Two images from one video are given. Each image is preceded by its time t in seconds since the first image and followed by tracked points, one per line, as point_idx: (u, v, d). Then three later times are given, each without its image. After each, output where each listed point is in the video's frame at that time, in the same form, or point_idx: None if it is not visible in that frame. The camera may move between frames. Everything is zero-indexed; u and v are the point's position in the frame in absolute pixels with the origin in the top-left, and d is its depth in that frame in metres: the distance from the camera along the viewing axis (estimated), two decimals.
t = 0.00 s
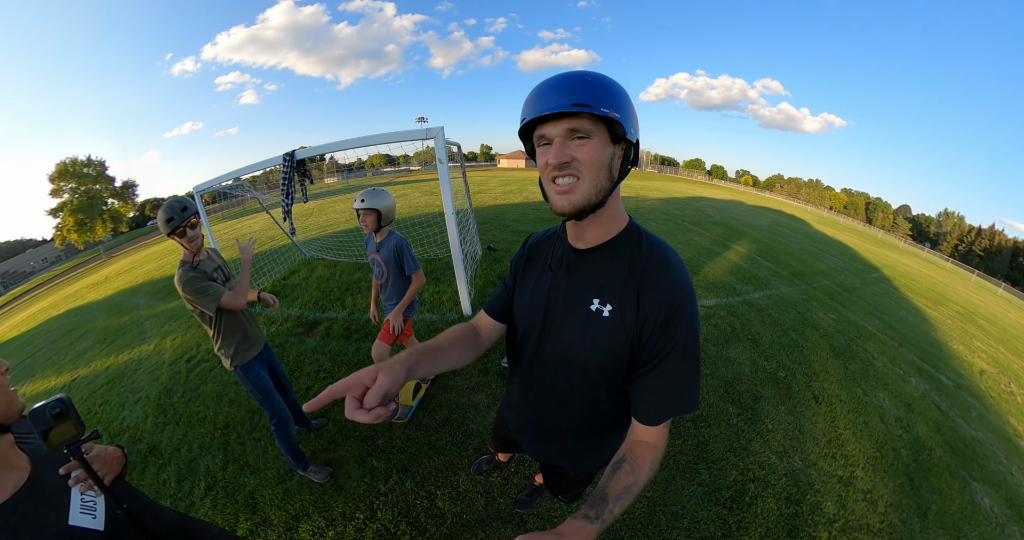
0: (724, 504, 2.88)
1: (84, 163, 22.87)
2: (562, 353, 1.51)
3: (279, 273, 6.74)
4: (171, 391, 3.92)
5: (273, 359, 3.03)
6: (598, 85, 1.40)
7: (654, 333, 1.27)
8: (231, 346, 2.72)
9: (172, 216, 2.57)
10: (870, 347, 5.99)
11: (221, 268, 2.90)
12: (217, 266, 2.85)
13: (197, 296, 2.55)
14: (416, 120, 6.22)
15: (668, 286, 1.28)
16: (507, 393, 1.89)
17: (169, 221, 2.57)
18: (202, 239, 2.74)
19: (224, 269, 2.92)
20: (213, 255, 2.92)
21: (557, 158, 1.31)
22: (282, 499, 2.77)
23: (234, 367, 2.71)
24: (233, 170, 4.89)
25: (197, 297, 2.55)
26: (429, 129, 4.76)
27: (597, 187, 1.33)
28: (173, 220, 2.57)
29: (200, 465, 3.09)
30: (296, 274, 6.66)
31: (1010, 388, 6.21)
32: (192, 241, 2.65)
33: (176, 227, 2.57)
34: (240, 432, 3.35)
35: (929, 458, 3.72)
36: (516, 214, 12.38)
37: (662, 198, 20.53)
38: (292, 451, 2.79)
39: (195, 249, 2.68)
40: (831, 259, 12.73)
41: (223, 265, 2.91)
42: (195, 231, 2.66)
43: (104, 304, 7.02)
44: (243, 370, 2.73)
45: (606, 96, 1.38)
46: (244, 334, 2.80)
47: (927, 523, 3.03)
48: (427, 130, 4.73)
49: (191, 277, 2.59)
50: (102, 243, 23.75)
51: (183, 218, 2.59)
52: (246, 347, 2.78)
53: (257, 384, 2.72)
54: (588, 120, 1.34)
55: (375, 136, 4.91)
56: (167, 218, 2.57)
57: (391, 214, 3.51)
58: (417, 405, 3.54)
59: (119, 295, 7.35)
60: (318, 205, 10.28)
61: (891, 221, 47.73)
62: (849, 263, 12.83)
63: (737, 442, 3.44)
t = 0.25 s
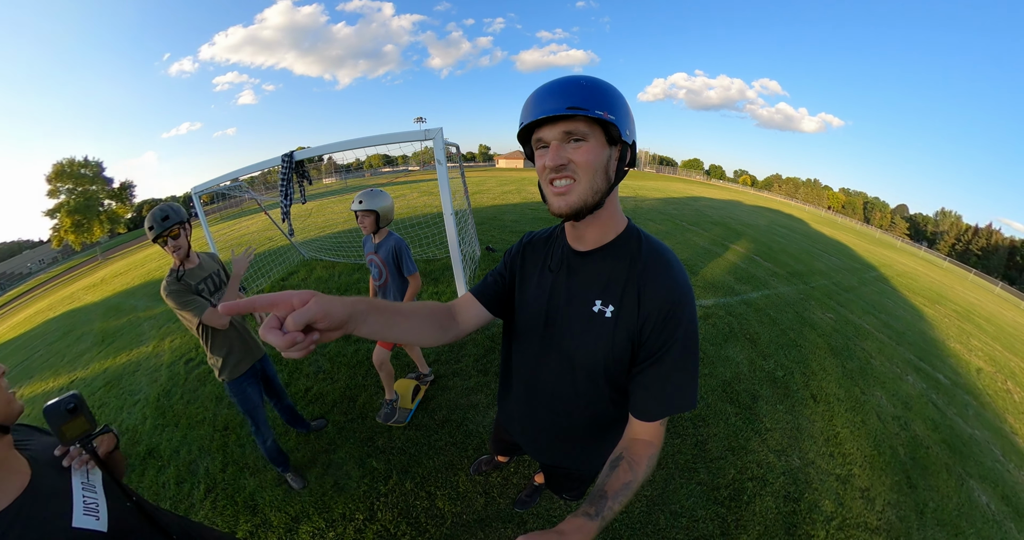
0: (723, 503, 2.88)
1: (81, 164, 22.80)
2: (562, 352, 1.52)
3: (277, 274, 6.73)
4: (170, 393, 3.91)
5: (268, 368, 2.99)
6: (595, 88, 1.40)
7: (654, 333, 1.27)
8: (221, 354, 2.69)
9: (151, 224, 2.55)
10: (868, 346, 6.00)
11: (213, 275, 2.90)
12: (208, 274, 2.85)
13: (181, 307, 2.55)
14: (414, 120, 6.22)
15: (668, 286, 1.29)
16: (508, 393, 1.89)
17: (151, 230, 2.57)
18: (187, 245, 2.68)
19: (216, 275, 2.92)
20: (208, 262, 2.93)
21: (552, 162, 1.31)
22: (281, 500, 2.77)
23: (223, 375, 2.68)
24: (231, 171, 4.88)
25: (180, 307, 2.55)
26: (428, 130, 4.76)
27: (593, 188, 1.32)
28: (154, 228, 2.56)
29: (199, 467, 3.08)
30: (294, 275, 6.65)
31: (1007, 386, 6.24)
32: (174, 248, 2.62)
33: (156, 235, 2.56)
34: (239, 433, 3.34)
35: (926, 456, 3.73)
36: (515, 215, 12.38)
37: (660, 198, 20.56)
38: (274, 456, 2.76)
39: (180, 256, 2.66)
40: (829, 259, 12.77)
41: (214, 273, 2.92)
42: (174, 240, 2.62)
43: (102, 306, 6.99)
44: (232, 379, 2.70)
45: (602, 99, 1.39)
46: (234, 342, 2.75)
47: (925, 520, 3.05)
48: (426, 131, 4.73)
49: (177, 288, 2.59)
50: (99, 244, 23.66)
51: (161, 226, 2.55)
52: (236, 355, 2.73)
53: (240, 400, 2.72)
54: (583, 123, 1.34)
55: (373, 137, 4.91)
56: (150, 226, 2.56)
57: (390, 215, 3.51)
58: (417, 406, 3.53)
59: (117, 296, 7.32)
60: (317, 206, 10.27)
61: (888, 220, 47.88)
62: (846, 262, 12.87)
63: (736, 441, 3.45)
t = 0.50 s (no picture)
0: (722, 501, 2.89)
1: (76, 164, 22.67)
2: (559, 355, 1.50)
3: (274, 275, 6.70)
4: (166, 395, 3.89)
5: (256, 382, 2.90)
6: (599, 92, 1.39)
7: (653, 337, 1.27)
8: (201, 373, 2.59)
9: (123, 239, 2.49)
10: (865, 344, 6.03)
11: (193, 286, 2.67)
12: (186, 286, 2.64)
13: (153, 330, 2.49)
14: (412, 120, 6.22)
15: (667, 290, 1.28)
16: (504, 396, 1.89)
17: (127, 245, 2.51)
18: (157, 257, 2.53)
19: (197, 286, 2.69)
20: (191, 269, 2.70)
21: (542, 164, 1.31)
22: (279, 502, 2.76)
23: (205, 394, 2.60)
24: (228, 171, 4.86)
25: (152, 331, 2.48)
26: (425, 129, 4.75)
27: (582, 191, 1.31)
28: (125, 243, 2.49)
29: (196, 469, 3.07)
30: (291, 275, 6.63)
31: (1003, 383, 6.28)
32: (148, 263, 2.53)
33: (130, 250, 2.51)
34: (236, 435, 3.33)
35: (924, 453, 3.75)
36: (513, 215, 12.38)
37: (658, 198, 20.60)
38: (266, 460, 2.72)
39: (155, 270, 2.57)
40: (826, 257, 12.83)
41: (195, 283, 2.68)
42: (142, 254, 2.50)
43: (97, 308, 6.94)
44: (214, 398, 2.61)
45: (603, 102, 1.38)
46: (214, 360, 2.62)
47: (922, 517, 3.06)
48: (423, 131, 4.72)
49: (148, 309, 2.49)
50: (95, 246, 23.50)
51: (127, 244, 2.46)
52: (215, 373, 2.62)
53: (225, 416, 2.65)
54: (579, 124, 1.33)
55: (370, 137, 4.90)
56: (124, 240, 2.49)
57: (386, 215, 3.52)
58: (415, 407, 3.54)
59: (112, 298, 7.27)
60: (314, 206, 10.24)
61: (885, 219, 48.08)
62: (843, 261, 12.93)
63: (735, 439, 3.46)
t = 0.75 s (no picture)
0: (722, 500, 2.90)
1: (71, 165, 22.51)
2: (556, 357, 1.50)
3: (271, 276, 6.67)
4: (163, 398, 3.87)
5: (247, 394, 2.86)
6: (588, 85, 1.38)
7: (649, 340, 1.27)
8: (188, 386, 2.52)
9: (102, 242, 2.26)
10: (863, 342, 6.06)
11: (178, 297, 2.52)
12: (169, 297, 2.47)
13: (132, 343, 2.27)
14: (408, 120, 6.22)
15: (664, 292, 1.28)
16: (501, 398, 1.89)
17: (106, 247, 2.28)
18: (140, 267, 2.33)
19: (181, 297, 2.54)
20: (173, 279, 2.55)
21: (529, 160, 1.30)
22: (277, 506, 2.75)
23: (193, 406, 2.53)
24: (223, 172, 4.83)
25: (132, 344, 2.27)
26: (422, 129, 4.74)
27: (570, 186, 1.31)
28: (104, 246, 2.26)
29: (193, 473, 3.05)
30: (288, 276, 6.60)
31: (999, 380, 6.32)
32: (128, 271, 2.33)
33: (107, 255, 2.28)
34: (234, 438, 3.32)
35: (922, 450, 3.78)
36: (510, 215, 12.38)
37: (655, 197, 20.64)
38: (264, 465, 2.70)
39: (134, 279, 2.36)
40: (823, 256, 12.88)
41: (179, 294, 2.53)
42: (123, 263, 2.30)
43: (92, 310, 6.89)
44: (202, 411, 2.55)
45: (590, 95, 1.36)
46: (200, 374, 2.54)
47: (921, 513, 3.08)
48: (420, 130, 4.71)
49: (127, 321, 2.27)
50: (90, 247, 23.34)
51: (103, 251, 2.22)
52: (203, 387, 2.55)
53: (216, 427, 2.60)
54: (565, 118, 1.32)
55: (367, 136, 4.88)
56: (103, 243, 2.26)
57: (385, 213, 3.52)
58: (413, 408, 3.53)
59: (108, 301, 7.22)
60: (310, 206, 10.20)
61: (881, 217, 48.37)
62: (840, 259, 12.99)
63: (734, 438, 3.47)
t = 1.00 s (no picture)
0: (724, 498, 2.91)
1: (65, 167, 22.31)
2: (558, 358, 1.51)
3: (267, 278, 6.63)
4: (159, 402, 3.83)
5: (244, 398, 2.84)
6: (576, 83, 1.39)
7: (652, 342, 1.27)
8: (181, 395, 2.48)
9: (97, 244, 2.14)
10: (860, 340, 6.10)
11: (166, 304, 2.47)
12: (158, 305, 2.42)
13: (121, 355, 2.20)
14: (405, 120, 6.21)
15: (666, 294, 1.28)
16: (503, 398, 1.89)
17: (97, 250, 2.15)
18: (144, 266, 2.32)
19: (169, 304, 2.49)
20: (161, 286, 2.49)
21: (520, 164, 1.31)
22: (277, 511, 2.74)
23: (187, 415, 2.50)
24: (219, 173, 4.80)
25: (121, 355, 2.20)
26: (419, 129, 4.73)
27: (563, 185, 1.31)
28: (100, 248, 2.15)
29: (191, 479, 3.03)
30: (285, 278, 6.56)
31: (995, 376, 6.39)
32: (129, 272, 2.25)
33: (105, 256, 2.15)
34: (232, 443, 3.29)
35: (920, 446, 3.82)
36: (507, 215, 12.39)
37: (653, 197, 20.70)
38: (262, 470, 2.68)
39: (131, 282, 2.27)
40: (819, 254, 12.97)
41: (167, 301, 2.48)
42: (129, 261, 2.24)
43: (87, 314, 6.83)
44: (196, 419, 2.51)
45: (578, 92, 1.36)
46: (193, 381, 2.51)
47: (920, 508, 3.11)
48: (417, 130, 4.70)
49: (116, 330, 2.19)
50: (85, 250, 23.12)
51: (111, 248, 2.14)
52: (197, 395, 2.51)
53: (212, 433, 2.59)
54: (554, 118, 1.33)
55: (364, 137, 4.86)
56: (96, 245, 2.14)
57: (384, 214, 3.50)
58: (412, 411, 3.52)
59: (103, 304, 7.16)
60: (307, 207, 10.16)
61: (876, 216, 48.76)
62: (836, 258, 13.09)
63: (734, 436, 3.49)
